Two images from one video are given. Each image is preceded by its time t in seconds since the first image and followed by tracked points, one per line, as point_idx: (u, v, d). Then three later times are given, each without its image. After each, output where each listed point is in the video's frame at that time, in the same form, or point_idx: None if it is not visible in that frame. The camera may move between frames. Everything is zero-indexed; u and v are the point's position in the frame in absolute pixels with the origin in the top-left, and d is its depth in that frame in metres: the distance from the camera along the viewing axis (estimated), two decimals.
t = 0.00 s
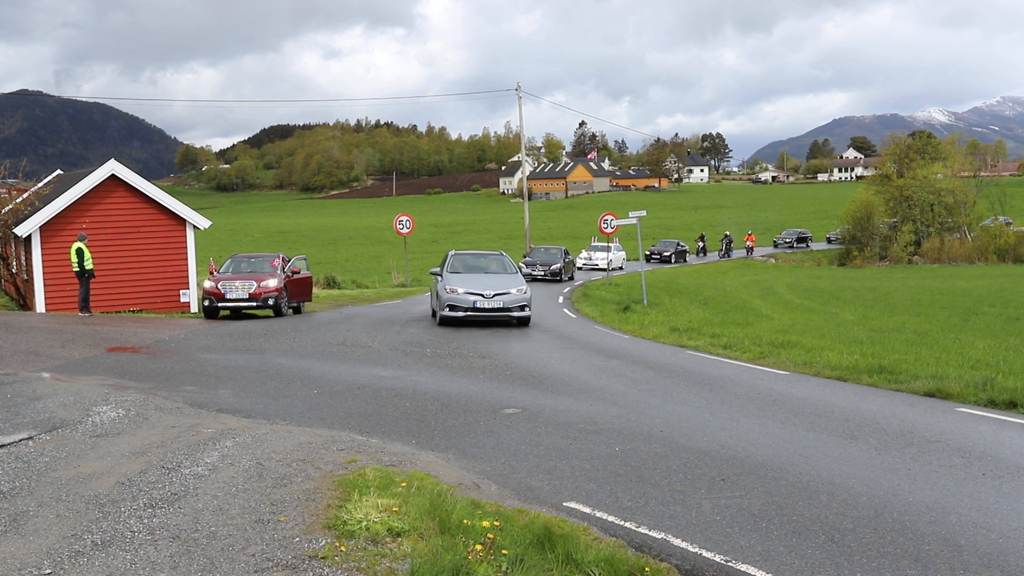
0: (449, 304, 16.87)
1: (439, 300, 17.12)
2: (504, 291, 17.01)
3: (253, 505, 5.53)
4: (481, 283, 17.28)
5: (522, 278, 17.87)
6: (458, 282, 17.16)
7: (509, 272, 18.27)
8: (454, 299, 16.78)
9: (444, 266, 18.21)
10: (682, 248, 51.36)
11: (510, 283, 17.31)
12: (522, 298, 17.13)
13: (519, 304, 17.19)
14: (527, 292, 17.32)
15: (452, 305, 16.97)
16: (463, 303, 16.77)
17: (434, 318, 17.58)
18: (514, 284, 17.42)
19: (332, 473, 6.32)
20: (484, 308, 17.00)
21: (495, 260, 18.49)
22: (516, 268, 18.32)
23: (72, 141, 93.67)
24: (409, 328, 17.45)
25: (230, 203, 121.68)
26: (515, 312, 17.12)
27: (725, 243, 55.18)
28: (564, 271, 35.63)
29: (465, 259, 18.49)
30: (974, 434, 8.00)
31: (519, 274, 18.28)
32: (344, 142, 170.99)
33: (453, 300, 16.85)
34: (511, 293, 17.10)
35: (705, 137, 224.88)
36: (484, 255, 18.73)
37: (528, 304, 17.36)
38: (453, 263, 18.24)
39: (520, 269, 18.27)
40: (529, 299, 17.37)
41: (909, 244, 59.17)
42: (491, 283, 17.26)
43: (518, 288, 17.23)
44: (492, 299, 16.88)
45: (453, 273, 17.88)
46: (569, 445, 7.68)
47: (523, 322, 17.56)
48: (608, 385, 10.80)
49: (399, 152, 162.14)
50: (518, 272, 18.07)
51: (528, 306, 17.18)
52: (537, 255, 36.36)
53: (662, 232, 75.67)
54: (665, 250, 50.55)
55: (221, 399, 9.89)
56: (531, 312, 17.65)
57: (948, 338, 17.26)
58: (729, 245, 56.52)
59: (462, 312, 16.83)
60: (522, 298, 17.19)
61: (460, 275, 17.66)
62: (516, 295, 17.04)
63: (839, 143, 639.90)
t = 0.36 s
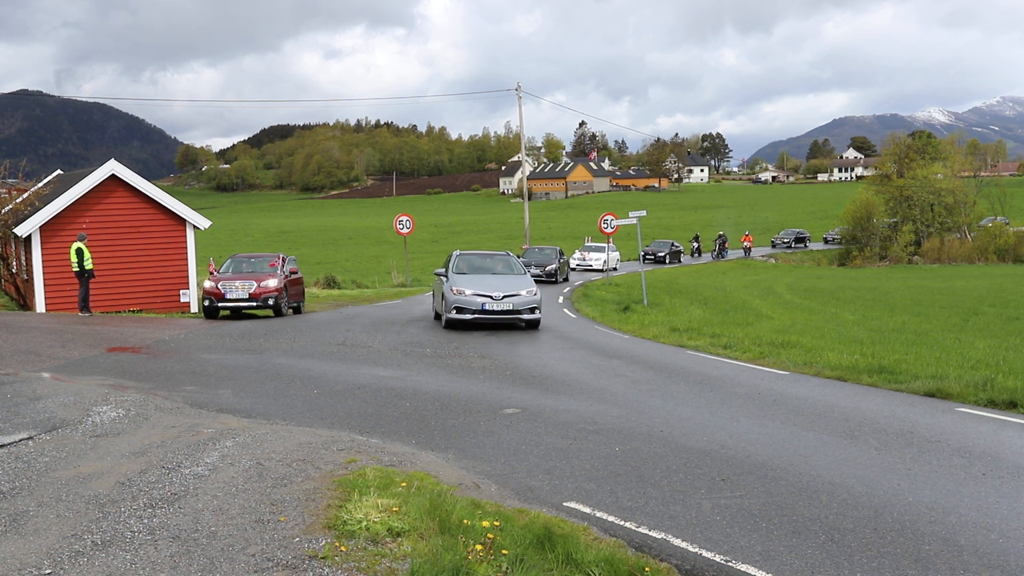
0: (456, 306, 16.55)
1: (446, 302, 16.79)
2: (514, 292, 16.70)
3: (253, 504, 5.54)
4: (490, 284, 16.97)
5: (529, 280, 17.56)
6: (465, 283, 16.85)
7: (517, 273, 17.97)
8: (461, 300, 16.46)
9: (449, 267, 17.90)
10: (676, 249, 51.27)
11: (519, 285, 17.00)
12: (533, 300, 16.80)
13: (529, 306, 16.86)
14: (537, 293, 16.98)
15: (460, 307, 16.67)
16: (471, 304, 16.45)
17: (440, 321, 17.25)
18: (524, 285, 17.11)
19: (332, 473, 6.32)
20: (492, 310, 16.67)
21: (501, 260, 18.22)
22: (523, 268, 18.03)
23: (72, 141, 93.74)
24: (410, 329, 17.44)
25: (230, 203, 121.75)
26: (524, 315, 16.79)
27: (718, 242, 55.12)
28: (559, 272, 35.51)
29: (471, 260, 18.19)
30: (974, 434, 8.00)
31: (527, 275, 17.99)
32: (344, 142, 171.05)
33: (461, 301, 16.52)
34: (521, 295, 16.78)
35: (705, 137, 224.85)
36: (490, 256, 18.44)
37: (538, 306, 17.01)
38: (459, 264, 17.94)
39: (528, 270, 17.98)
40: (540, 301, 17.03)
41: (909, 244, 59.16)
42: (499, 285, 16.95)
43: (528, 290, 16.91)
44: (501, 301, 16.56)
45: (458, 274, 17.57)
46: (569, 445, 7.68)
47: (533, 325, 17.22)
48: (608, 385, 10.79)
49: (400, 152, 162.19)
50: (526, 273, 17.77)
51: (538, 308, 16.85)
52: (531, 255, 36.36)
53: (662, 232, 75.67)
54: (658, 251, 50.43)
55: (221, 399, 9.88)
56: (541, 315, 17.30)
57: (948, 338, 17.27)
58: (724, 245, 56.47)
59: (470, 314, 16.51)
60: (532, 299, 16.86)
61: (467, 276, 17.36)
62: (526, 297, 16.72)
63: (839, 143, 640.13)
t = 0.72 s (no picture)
0: (464, 308, 16.04)
1: (454, 304, 16.28)
2: (524, 294, 16.15)
3: (253, 505, 5.54)
4: (499, 285, 16.45)
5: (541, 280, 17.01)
6: (473, 285, 16.34)
7: (526, 273, 17.45)
8: (470, 303, 15.94)
9: (456, 269, 17.41)
10: (670, 249, 51.01)
11: (530, 285, 16.46)
12: (544, 302, 16.23)
13: (540, 308, 16.29)
14: (549, 295, 16.42)
15: (469, 310, 16.15)
16: (481, 307, 15.93)
17: (448, 324, 16.74)
18: (535, 286, 16.58)
19: (332, 473, 6.32)
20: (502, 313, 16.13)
21: (508, 260, 17.71)
22: (533, 268, 17.51)
23: (72, 141, 93.94)
24: (409, 329, 17.45)
25: (230, 203, 121.87)
26: (536, 317, 16.23)
27: (712, 242, 55.12)
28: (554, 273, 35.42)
29: (478, 260, 17.69)
30: (975, 434, 8.00)
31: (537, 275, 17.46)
32: (344, 142, 171.04)
33: (469, 304, 16.01)
34: (532, 297, 16.22)
35: (705, 137, 224.95)
36: (498, 255, 17.95)
37: (550, 308, 16.46)
38: (466, 265, 17.45)
39: (538, 270, 17.45)
40: (551, 303, 16.46)
41: (909, 244, 59.15)
42: (510, 286, 16.42)
43: (538, 291, 16.36)
44: (512, 303, 16.00)
45: (466, 275, 17.07)
46: (569, 445, 7.68)
47: (544, 328, 16.67)
48: (608, 385, 10.80)
49: (399, 152, 162.28)
50: (536, 274, 17.24)
51: (550, 310, 16.30)
52: (528, 254, 36.50)
53: (662, 232, 75.69)
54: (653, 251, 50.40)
55: (220, 399, 9.88)
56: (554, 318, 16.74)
57: (948, 338, 17.27)
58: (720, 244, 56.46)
59: (479, 317, 15.99)
60: (543, 301, 16.30)
61: (475, 277, 16.86)
62: (537, 298, 16.16)
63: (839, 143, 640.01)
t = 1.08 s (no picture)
0: (474, 312, 15.36)
1: (462, 307, 15.59)
2: (538, 296, 15.48)
3: (253, 504, 5.54)
4: (510, 287, 15.75)
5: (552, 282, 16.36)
6: (482, 287, 15.66)
7: (537, 274, 16.77)
8: (480, 307, 15.26)
9: (464, 271, 16.73)
10: (664, 249, 50.91)
11: (543, 287, 15.80)
12: (557, 305, 15.56)
13: (553, 311, 15.64)
14: (562, 297, 15.77)
15: (478, 313, 15.45)
16: (491, 310, 15.25)
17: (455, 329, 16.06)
18: (547, 288, 15.92)
19: (332, 473, 6.32)
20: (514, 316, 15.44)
21: (517, 261, 17.05)
22: (544, 269, 16.84)
23: (71, 141, 94.05)
24: (409, 329, 17.44)
25: (230, 203, 121.94)
26: (549, 321, 15.56)
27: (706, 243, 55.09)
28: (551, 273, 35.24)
29: (487, 261, 17.01)
30: (974, 433, 7.99)
31: (549, 276, 16.81)
32: (344, 142, 171.07)
33: (479, 308, 15.33)
34: (545, 300, 15.56)
35: (705, 137, 224.99)
36: (507, 256, 17.27)
37: (563, 311, 15.82)
38: (474, 265, 16.76)
39: (550, 271, 16.78)
40: (565, 306, 15.81)
41: (909, 244, 59.13)
42: (521, 287, 15.73)
43: (551, 293, 15.70)
44: (525, 306, 15.33)
45: (474, 277, 16.40)
46: (568, 445, 7.68)
47: (557, 331, 16.00)
48: (608, 385, 10.80)
49: (399, 152, 162.33)
50: (547, 275, 16.56)
51: (564, 313, 15.64)
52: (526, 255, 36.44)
53: (662, 232, 75.70)
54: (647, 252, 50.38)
55: (220, 399, 9.89)
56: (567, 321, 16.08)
57: (948, 338, 17.26)
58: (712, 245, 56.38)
59: (489, 322, 15.31)
60: (557, 304, 15.64)
61: (484, 279, 16.17)
62: (551, 301, 15.50)
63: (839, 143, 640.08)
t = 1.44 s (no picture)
0: (486, 315, 14.68)
1: (473, 310, 14.91)
2: (553, 299, 14.80)
3: (253, 504, 5.54)
4: (524, 289, 15.07)
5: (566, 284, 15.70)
6: (494, 290, 14.98)
7: (549, 276, 16.10)
8: (493, 310, 14.59)
9: (474, 272, 16.07)
10: (659, 250, 50.87)
11: (557, 289, 15.12)
12: (573, 308, 14.88)
13: (569, 315, 14.96)
14: (578, 300, 15.09)
15: (490, 317, 14.78)
16: (505, 313, 14.57)
17: (466, 333, 15.39)
18: (562, 290, 15.23)
19: (332, 473, 6.32)
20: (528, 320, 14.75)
21: (528, 263, 16.40)
22: (557, 271, 16.17)
23: (72, 141, 94.21)
24: (409, 329, 17.43)
25: (230, 203, 122.03)
26: (564, 325, 14.88)
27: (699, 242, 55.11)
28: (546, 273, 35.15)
29: (497, 262, 16.35)
30: (975, 434, 7.99)
31: (562, 277, 16.13)
32: (344, 142, 171.13)
33: (492, 311, 14.65)
34: (560, 302, 14.88)
35: (705, 137, 225.10)
36: (518, 256, 16.59)
37: (579, 314, 15.17)
38: (484, 267, 16.09)
39: (563, 272, 16.11)
40: (581, 309, 15.13)
41: (909, 244, 59.15)
42: (535, 289, 15.05)
43: (567, 296, 15.01)
44: (540, 309, 14.65)
45: (484, 279, 15.74)
46: (568, 445, 7.68)
47: (573, 336, 15.31)
48: (608, 385, 10.79)
49: (399, 152, 162.35)
50: (560, 277, 15.88)
51: (580, 316, 14.96)
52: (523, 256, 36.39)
53: (662, 232, 75.71)
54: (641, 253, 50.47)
55: (220, 399, 9.89)
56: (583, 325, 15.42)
57: (948, 338, 17.27)
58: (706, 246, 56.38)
59: (502, 325, 14.63)
60: (572, 306, 14.95)
61: (496, 281, 15.51)
62: (566, 304, 14.81)
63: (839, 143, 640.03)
